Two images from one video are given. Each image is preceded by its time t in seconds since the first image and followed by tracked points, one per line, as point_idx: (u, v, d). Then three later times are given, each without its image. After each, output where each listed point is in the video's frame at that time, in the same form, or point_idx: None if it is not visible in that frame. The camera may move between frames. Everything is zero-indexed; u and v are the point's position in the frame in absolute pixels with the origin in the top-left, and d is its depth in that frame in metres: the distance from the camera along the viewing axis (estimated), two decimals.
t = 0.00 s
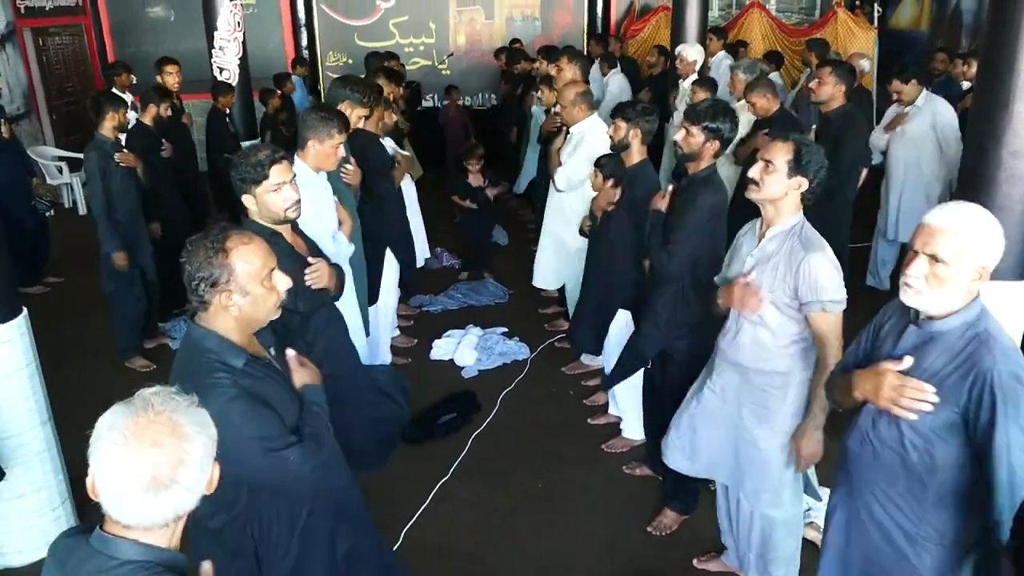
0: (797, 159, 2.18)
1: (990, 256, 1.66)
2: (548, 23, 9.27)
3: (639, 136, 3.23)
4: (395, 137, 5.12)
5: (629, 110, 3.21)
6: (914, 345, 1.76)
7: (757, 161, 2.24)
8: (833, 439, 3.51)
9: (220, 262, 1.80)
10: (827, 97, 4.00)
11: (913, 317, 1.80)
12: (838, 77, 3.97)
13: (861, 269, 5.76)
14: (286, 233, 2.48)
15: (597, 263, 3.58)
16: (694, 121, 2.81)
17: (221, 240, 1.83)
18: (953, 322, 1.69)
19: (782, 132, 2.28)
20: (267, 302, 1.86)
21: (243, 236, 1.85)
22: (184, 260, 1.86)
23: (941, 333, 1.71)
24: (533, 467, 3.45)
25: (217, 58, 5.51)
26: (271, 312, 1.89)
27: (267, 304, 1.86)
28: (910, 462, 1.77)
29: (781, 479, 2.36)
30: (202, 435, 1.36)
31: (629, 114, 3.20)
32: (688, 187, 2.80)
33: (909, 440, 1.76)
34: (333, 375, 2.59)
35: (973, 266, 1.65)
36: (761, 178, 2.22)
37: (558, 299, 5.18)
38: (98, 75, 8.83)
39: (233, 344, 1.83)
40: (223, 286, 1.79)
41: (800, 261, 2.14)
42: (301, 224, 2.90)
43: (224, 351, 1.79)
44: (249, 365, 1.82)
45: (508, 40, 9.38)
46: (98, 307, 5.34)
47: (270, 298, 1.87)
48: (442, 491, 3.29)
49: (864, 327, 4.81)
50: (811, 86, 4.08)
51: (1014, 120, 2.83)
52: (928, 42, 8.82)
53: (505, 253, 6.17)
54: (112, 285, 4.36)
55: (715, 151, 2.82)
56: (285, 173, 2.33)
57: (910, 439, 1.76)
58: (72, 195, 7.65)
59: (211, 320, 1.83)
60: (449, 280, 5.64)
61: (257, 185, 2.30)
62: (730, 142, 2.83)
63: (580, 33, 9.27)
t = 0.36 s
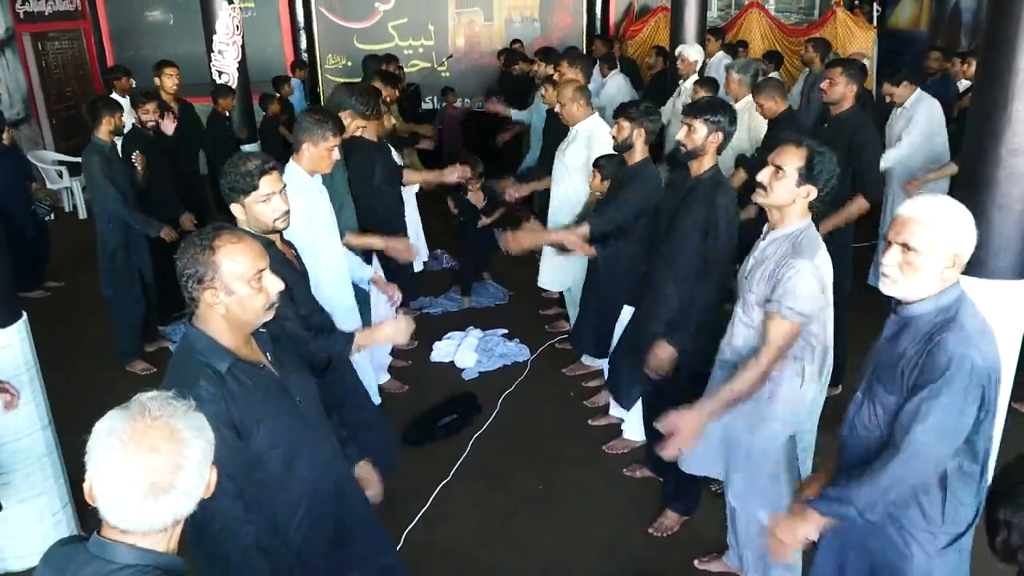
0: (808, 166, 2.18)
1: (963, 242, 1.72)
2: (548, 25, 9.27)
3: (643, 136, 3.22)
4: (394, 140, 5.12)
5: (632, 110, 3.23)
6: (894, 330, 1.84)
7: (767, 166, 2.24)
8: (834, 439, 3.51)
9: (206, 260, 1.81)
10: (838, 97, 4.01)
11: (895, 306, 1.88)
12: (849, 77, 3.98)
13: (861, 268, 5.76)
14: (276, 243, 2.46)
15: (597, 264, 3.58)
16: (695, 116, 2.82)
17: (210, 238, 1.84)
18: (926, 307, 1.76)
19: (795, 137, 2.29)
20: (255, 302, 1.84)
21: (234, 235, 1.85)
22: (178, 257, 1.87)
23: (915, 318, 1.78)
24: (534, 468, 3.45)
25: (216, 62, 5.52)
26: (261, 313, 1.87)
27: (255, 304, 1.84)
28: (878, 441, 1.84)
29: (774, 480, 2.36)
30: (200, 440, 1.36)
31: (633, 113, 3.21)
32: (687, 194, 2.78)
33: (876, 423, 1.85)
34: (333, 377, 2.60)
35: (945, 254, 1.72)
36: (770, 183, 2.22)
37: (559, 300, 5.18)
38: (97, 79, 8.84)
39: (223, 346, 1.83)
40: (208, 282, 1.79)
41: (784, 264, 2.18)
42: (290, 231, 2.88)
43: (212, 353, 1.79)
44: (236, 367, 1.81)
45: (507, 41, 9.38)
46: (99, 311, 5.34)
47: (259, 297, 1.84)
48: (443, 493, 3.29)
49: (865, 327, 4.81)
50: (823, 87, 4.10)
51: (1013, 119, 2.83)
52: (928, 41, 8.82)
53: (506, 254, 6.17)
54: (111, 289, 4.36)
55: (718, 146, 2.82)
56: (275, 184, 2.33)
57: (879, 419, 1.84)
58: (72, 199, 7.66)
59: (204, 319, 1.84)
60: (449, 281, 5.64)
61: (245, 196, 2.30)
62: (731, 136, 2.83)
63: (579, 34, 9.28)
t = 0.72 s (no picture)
0: (808, 172, 2.18)
1: (977, 246, 1.71)
2: (549, 26, 9.29)
3: (641, 137, 3.24)
4: (397, 142, 5.13)
5: (630, 112, 3.24)
6: (903, 332, 1.85)
7: (766, 174, 2.23)
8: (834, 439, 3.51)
9: (214, 252, 1.81)
10: (837, 96, 3.97)
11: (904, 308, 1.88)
12: (848, 76, 3.95)
13: (863, 269, 5.76)
14: (276, 243, 2.42)
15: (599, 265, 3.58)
16: (684, 109, 2.83)
17: (219, 232, 1.84)
18: (936, 311, 1.77)
19: (793, 142, 2.27)
20: (261, 296, 1.84)
21: (242, 230, 1.86)
22: (188, 249, 1.88)
23: (923, 321, 1.80)
24: (535, 468, 3.46)
25: (217, 63, 5.52)
26: (267, 307, 1.86)
27: (261, 297, 1.84)
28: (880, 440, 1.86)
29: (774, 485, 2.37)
30: (172, 465, 1.31)
31: (631, 114, 3.23)
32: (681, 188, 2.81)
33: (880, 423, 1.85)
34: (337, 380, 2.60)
35: (958, 257, 1.71)
36: (768, 192, 2.22)
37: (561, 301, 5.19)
38: (99, 81, 8.87)
39: (227, 338, 1.84)
40: (215, 274, 1.80)
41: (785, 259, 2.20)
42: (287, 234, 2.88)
43: (214, 342, 1.80)
44: (233, 355, 1.82)
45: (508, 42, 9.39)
46: (102, 312, 5.35)
47: (266, 291, 1.84)
48: (444, 494, 3.29)
49: (867, 328, 4.81)
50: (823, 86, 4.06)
51: (1013, 120, 2.83)
52: (929, 42, 8.81)
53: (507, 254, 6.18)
54: (113, 290, 4.37)
55: (704, 142, 2.83)
56: (279, 187, 2.34)
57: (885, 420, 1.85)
58: (74, 200, 7.68)
59: (210, 310, 1.84)
60: (451, 282, 5.65)
61: (249, 198, 2.31)
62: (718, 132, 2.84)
63: (580, 35, 9.29)
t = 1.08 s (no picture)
0: (802, 169, 2.19)
1: None
2: (551, 28, 9.30)
3: (647, 142, 3.24)
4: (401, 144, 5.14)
5: (636, 116, 3.22)
6: (945, 361, 1.68)
7: (761, 173, 2.24)
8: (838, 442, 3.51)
9: (224, 252, 1.82)
10: (833, 97, 4.03)
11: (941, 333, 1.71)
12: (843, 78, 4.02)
13: (865, 272, 5.75)
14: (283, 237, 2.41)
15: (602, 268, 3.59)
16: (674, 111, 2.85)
17: (228, 232, 1.86)
18: (987, 340, 1.61)
19: (786, 140, 2.29)
20: (270, 296, 1.85)
21: (251, 230, 1.87)
22: (194, 250, 1.89)
23: (973, 351, 1.63)
24: (538, 470, 3.46)
25: (221, 65, 5.52)
26: (275, 307, 1.88)
27: (269, 297, 1.85)
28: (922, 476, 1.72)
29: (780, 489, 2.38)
30: (187, 461, 1.32)
31: (638, 119, 3.21)
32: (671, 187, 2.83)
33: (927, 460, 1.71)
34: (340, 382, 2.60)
35: (1011, 286, 1.57)
36: (765, 191, 2.23)
37: (563, 303, 5.19)
38: (103, 82, 8.89)
39: (237, 338, 1.84)
40: (225, 274, 1.81)
41: (798, 271, 2.13)
42: (297, 233, 2.88)
43: (227, 344, 1.81)
44: (249, 358, 1.83)
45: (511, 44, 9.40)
46: (106, 313, 5.36)
47: (275, 291, 1.86)
48: (447, 495, 3.30)
49: (870, 331, 4.81)
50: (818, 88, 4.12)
51: (1016, 123, 2.83)
52: (931, 45, 8.81)
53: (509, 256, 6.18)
54: (117, 292, 4.38)
55: (696, 140, 2.83)
56: (274, 187, 2.34)
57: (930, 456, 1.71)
58: (78, 201, 7.69)
59: (218, 311, 1.85)
60: (454, 283, 5.66)
61: (246, 200, 2.31)
62: (708, 131, 2.83)
63: (583, 37, 9.30)
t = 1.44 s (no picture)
0: (805, 166, 2.19)
1: None
2: (553, 31, 9.32)
3: (648, 145, 3.23)
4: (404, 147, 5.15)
5: (638, 118, 3.20)
6: (958, 365, 1.67)
7: (765, 171, 2.24)
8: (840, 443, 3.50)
9: (218, 262, 1.83)
10: (833, 98, 4.05)
11: (954, 332, 1.69)
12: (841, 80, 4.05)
13: (867, 275, 5.75)
14: (281, 251, 2.44)
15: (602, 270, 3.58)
16: (677, 114, 2.83)
17: (221, 241, 1.87)
18: (1002, 343, 1.61)
19: (786, 139, 2.29)
20: (266, 304, 1.87)
21: (244, 238, 1.88)
22: (188, 260, 1.90)
23: (988, 355, 1.63)
24: (538, 471, 3.46)
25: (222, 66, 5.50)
26: (272, 314, 1.90)
27: (265, 304, 1.87)
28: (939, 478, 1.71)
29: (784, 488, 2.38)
30: (179, 454, 1.31)
31: (638, 122, 3.19)
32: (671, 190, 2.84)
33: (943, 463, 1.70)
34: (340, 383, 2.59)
35: None
36: (770, 188, 2.22)
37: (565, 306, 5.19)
38: (104, 85, 8.91)
39: (242, 345, 1.86)
40: (220, 284, 1.82)
41: (813, 269, 2.15)
42: (303, 233, 2.90)
43: (235, 351, 1.83)
44: (259, 363, 1.86)
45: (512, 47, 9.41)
46: (107, 316, 5.36)
47: (270, 298, 1.87)
48: (448, 497, 3.30)
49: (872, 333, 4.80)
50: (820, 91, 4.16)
51: (1017, 125, 2.83)
52: (933, 47, 8.80)
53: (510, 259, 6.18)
54: (118, 293, 4.38)
55: (694, 144, 2.83)
56: (281, 183, 2.34)
57: (948, 459, 1.69)
58: (79, 204, 7.70)
59: (215, 319, 1.86)
60: (455, 286, 5.66)
61: (253, 197, 2.31)
62: (712, 138, 2.81)
63: (584, 40, 9.32)
